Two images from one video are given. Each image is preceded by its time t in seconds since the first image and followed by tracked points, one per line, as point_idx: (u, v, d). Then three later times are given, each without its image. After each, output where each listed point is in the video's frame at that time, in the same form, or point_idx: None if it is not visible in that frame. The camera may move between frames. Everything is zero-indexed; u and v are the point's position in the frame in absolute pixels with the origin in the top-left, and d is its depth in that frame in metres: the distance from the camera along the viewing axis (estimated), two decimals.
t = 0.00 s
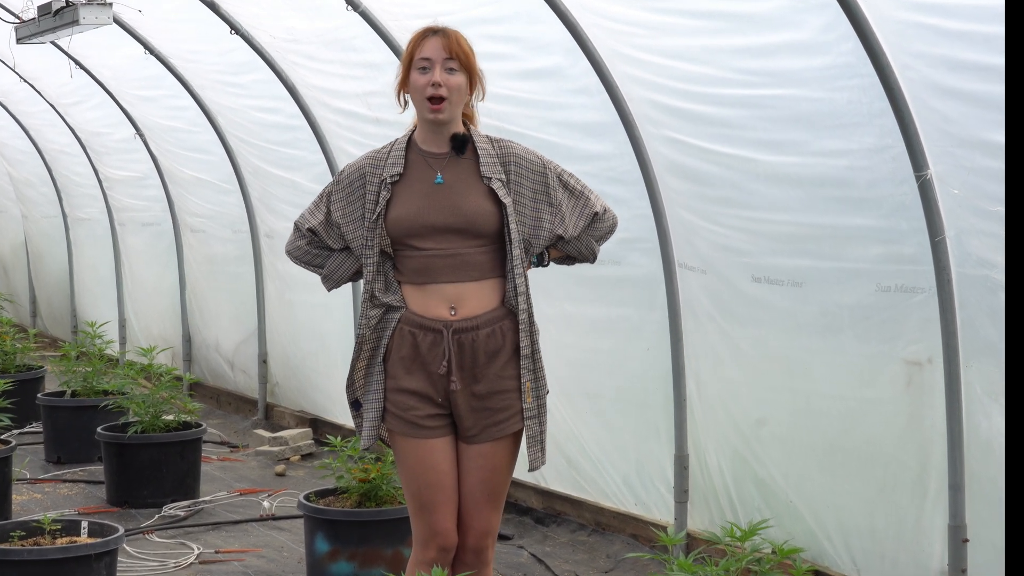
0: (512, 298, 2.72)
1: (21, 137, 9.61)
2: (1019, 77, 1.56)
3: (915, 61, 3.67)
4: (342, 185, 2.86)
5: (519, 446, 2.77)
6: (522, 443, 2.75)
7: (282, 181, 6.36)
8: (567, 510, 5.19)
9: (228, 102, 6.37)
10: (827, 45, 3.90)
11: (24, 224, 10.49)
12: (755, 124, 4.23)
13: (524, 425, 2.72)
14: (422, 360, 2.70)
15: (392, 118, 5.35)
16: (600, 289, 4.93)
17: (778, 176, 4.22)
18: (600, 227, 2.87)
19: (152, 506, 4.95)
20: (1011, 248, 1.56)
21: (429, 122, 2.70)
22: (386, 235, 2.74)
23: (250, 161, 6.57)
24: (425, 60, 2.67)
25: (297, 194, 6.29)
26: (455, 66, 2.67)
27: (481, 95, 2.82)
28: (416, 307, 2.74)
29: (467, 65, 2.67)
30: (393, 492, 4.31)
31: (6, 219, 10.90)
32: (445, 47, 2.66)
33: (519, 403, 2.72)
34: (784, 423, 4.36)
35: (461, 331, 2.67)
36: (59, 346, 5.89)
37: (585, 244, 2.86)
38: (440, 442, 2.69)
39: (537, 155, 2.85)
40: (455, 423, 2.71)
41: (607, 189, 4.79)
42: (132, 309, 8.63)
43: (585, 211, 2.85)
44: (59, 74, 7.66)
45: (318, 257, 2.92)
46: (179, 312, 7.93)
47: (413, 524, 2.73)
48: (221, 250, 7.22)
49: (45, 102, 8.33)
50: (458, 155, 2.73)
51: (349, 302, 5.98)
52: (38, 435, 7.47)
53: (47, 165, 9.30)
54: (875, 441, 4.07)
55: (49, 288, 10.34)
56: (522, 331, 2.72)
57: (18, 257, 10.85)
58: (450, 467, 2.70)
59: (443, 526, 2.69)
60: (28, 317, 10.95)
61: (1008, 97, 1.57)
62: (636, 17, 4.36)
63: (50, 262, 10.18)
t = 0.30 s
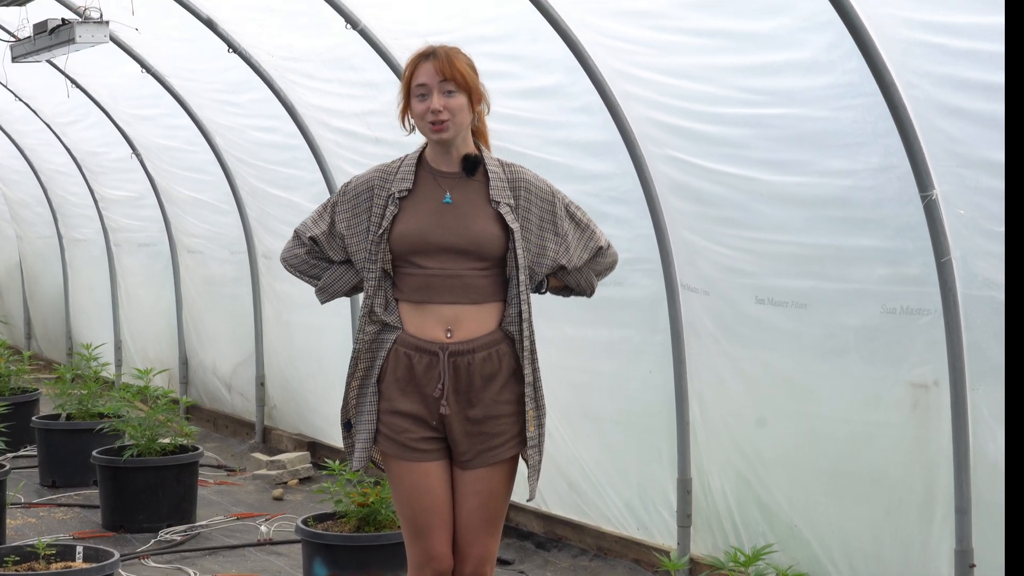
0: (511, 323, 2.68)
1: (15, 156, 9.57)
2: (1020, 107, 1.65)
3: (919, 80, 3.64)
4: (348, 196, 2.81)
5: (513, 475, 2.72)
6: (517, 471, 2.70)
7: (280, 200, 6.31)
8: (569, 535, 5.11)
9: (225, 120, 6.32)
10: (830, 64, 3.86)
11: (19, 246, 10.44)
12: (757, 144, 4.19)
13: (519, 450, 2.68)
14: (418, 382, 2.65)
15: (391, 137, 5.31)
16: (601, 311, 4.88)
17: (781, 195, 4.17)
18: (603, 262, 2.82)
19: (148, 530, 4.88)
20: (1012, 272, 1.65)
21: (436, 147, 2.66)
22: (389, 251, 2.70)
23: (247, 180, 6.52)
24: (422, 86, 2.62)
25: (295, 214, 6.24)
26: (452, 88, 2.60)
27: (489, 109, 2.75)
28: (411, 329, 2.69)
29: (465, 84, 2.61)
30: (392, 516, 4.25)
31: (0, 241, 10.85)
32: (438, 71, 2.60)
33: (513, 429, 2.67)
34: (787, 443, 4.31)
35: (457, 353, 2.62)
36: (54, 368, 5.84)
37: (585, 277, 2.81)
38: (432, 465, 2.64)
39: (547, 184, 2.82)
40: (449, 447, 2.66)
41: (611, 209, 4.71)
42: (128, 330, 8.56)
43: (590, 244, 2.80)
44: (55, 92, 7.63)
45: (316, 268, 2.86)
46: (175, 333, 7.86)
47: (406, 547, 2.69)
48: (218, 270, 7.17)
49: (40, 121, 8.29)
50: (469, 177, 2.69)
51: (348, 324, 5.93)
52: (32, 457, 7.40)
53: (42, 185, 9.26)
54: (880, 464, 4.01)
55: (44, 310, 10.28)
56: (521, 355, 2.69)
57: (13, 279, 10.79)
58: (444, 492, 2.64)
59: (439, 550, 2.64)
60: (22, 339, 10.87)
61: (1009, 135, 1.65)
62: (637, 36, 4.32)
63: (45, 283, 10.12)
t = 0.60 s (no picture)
0: (512, 335, 2.61)
1: (7, 160, 9.48)
2: (1018, 105, 1.66)
3: (928, 82, 3.56)
4: (354, 196, 2.75)
5: (507, 491, 2.63)
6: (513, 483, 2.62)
7: (276, 205, 6.23)
8: (571, 545, 5.02)
9: (221, 123, 6.24)
10: (838, 66, 3.78)
11: (10, 251, 10.34)
12: (763, 147, 4.11)
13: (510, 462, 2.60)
14: (413, 391, 2.56)
15: (389, 139, 5.23)
16: (603, 317, 4.79)
17: (786, 199, 4.09)
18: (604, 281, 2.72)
19: (140, 541, 4.79)
20: (1010, 270, 1.66)
21: (442, 154, 2.59)
22: (390, 254, 2.63)
23: (242, 184, 6.43)
24: (418, 96, 2.54)
25: (292, 219, 6.16)
26: (449, 94, 2.52)
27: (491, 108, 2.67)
28: (406, 336, 2.61)
29: (461, 88, 2.53)
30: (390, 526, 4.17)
31: None
32: (432, 78, 2.51)
33: (505, 443, 2.59)
34: (793, 454, 4.22)
35: (454, 362, 2.54)
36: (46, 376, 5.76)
37: (584, 294, 2.73)
38: (422, 477, 2.55)
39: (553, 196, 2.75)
40: (440, 459, 2.58)
41: (615, 214, 4.63)
42: (121, 336, 8.46)
43: (593, 260, 2.71)
44: (49, 96, 7.54)
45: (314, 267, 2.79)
46: (169, 339, 7.77)
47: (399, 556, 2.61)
48: (213, 275, 7.09)
49: (32, 124, 8.21)
50: (477, 181, 2.63)
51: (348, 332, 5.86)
52: (24, 466, 7.30)
53: (33, 189, 9.17)
54: (889, 473, 3.93)
55: (35, 316, 10.18)
56: (520, 366, 2.63)
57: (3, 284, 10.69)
58: (438, 501, 2.57)
59: (431, 560, 2.57)
60: (13, 345, 10.77)
61: (1008, 136, 1.66)
62: (640, 36, 4.24)
63: (36, 289, 10.02)
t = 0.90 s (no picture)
0: (509, 341, 2.55)
1: None
2: None
3: (939, 80, 3.46)
4: (349, 196, 2.66)
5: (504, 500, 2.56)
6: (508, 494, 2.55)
7: (271, 206, 6.12)
8: (574, 555, 4.92)
9: (214, 123, 6.13)
10: (846, 63, 3.69)
11: None
12: (769, 147, 4.01)
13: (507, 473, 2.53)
14: (406, 397, 2.50)
15: (386, 139, 5.13)
16: (605, 321, 4.69)
17: (792, 200, 3.99)
18: (605, 285, 2.64)
19: (132, 551, 4.69)
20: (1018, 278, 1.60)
21: (440, 152, 2.52)
22: (384, 256, 2.56)
23: (237, 185, 6.33)
24: (415, 92, 2.47)
25: (286, 220, 6.05)
26: (446, 89, 2.45)
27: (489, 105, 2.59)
28: (399, 341, 2.55)
29: (459, 84, 2.45)
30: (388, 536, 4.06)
31: None
32: (430, 75, 2.44)
33: (501, 452, 2.52)
34: (798, 461, 4.12)
35: (448, 368, 2.48)
36: (35, 382, 5.66)
37: (585, 297, 2.64)
38: (415, 484, 2.50)
39: (553, 197, 2.67)
40: (434, 466, 2.52)
41: (618, 216, 4.53)
42: (113, 341, 8.35)
43: (593, 263, 2.63)
44: (41, 95, 7.43)
45: (308, 269, 2.69)
46: (162, 344, 7.66)
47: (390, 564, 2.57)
48: (206, 278, 6.98)
49: (21, 124, 8.10)
50: (474, 182, 2.55)
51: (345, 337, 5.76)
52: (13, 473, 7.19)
53: (23, 190, 9.06)
54: (899, 482, 3.82)
55: (24, 320, 10.06)
56: (518, 373, 2.56)
57: None
58: (429, 510, 2.52)
59: (421, 568, 2.52)
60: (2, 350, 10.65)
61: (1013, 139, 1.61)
62: (644, 33, 4.14)
63: (25, 292, 9.91)
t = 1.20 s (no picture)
0: (506, 356, 2.57)
1: None
2: (1019, 99, 1.70)
3: (945, 94, 3.40)
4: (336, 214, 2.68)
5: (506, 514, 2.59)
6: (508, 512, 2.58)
7: (266, 222, 6.05)
8: None
9: (209, 137, 6.07)
10: (851, 77, 3.63)
11: None
12: (772, 161, 3.94)
13: (506, 491, 2.55)
14: (401, 416, 2.52)
15: (384, 153, 5.06)
16: (606, 339, 4.62)
17: (796, 216, 3.92)
18: (601, 292, 2.62)
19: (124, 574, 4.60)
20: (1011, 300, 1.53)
21: (430, 161, 2.54)
22: (375, 275, 2.58)
23: (232, 200, 6.26)
24: (429, 94, 2.51)
25: (283, 235, 5.98)
26: (460, 107, 2.50)
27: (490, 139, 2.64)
28: (394, 360, 2.57)
29: (474, 104, 2.51)
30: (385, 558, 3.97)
31: None
32: (451, 85, 2.49)
33: (501, 468, 2.54)
34: (803, 481, 4.05)
35: (443, 386, 2.49)
36: (26, 401, 5.59)
37: (581, 307, 2.63)
38: (416, 505, 2.52)
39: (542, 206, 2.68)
40: (433, 486, 2.54)
41: (619, 231, 4.46)
42: (106, 359, 8.27)
43: (586, 272, 2.62)
44: (34, 109, 7.37)
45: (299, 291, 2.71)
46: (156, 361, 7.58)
47: None
48: (201, 295, 6.91)
49: (14, 138, 8.04)
50: (461, 195, 2.57)
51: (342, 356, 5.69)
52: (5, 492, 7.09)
53: (15, 206, 8.99)
54: (905, 503, 3.75)
55: (15, 338, 9.97)
56: (516, 386, 2.59)
57: None
58: (429, 531, 2.54)
59: None
60: None
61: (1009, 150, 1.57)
62: (646, 46, 4.08)
63: (16, 309, 9.82)
